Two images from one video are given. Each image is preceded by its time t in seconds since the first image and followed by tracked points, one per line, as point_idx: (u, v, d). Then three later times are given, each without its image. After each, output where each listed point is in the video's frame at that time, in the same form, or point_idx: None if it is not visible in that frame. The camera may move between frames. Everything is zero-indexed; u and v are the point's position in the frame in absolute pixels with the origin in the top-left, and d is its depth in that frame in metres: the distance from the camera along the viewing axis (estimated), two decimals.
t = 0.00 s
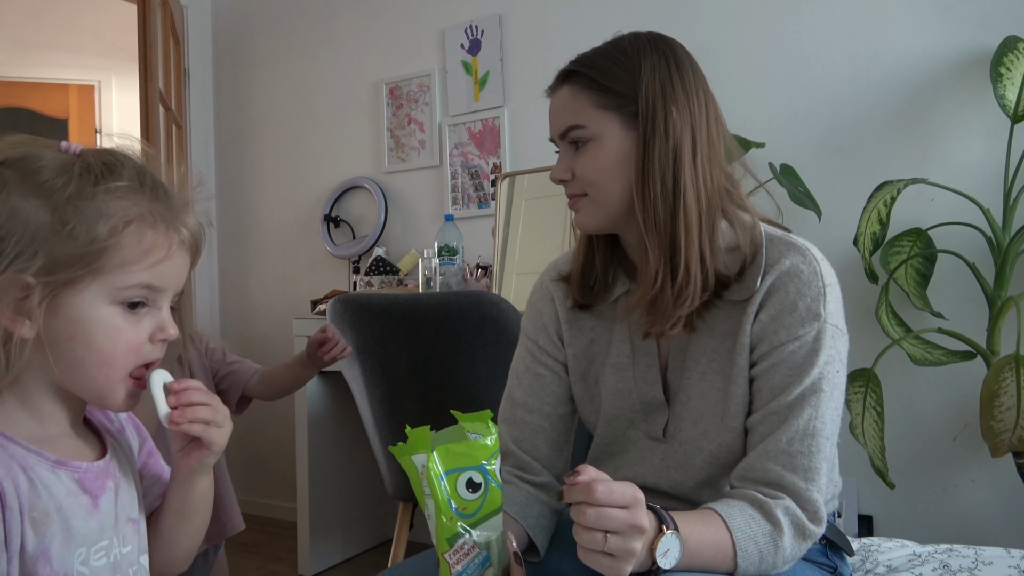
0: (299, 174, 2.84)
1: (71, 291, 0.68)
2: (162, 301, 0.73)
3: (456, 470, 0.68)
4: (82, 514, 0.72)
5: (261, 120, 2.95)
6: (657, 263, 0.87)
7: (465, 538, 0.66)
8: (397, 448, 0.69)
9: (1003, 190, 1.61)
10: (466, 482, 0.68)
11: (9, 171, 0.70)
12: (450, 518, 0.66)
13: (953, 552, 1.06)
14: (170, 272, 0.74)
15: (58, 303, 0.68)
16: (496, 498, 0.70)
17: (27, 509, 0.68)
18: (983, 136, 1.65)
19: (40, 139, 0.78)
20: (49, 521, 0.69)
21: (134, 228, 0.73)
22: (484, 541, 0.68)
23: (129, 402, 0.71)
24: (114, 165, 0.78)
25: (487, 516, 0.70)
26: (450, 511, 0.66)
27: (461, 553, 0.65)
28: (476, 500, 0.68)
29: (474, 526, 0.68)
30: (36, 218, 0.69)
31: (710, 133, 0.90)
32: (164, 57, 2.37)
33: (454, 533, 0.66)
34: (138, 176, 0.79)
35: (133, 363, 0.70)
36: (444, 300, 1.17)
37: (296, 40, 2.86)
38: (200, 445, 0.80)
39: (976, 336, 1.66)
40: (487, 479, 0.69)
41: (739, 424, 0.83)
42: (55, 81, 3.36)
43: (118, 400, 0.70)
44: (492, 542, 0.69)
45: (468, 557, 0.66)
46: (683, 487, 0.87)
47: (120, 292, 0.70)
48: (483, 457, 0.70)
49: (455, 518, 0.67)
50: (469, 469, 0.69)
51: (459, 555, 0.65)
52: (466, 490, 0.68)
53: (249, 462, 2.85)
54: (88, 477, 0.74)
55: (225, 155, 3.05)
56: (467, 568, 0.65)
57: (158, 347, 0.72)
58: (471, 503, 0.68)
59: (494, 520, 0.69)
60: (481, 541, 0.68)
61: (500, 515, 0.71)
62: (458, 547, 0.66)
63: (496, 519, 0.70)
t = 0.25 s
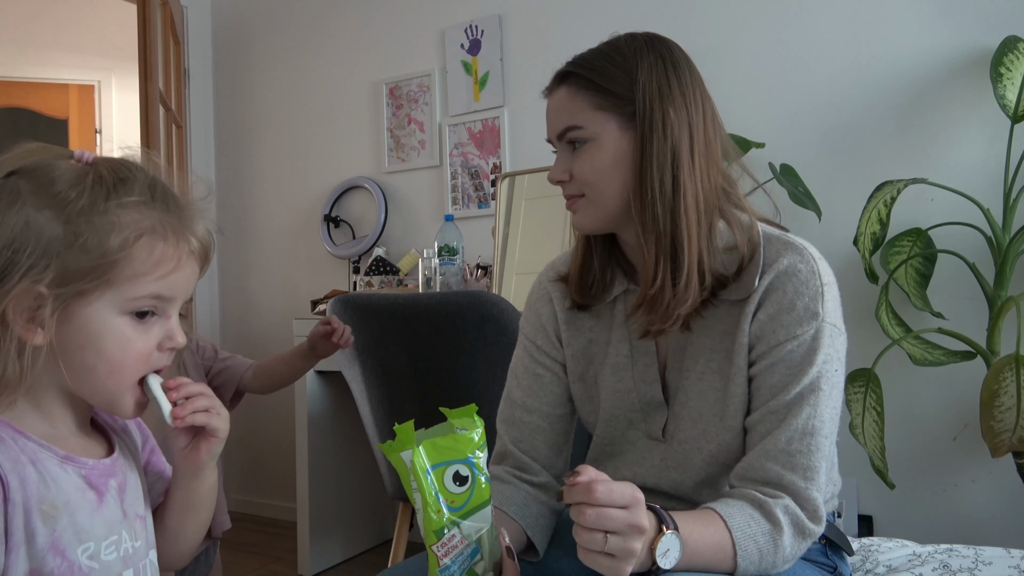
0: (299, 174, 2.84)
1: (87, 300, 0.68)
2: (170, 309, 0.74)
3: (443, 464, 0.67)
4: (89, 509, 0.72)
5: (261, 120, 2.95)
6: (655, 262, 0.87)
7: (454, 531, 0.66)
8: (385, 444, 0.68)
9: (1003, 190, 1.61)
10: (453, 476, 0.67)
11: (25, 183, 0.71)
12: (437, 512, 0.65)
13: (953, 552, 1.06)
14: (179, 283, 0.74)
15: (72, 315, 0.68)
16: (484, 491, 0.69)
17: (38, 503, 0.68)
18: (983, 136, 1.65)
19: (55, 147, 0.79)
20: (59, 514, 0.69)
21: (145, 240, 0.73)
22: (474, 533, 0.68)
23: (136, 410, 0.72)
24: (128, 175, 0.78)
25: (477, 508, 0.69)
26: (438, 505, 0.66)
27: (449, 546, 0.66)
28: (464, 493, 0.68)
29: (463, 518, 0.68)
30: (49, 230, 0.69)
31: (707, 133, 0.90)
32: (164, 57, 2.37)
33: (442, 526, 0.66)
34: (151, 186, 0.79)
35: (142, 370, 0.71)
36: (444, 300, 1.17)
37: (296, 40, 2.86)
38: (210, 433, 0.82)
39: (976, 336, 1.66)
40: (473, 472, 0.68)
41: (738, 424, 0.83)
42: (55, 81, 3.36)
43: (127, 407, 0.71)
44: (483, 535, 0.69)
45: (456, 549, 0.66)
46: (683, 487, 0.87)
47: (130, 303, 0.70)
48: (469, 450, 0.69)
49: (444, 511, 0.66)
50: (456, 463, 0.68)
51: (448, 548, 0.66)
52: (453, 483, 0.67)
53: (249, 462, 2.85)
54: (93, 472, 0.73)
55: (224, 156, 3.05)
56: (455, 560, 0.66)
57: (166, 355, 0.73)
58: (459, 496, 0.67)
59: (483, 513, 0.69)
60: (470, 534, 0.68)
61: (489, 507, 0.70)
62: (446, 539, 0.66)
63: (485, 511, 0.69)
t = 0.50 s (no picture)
0: (299, 174, 2.84)
1: (103, 314, 0.69)
2: (179, 319, 0.75)
3: (447, 464, 0.67)
4: (99, 509, 0.72)
5: (261, 120, 2.95)
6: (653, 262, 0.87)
7: (456, 531, 0.66)
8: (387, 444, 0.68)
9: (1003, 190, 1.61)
10: (457, 477, 0.67)
11: (39, 192, 0.70)
12: (440, 512, 0.65)
13: (953, 552, 1.06)
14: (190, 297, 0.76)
15: (89, 331, 0.69)
16: (486, 492, 0.69)
17: (53, 503, 0.68)
18: (983, 136, 1.65)
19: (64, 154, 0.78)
20: (73, 514, 0.69)
21: (162, 255, 0.74)
22: (476, 533, 0.68)
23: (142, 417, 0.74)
24: (143, 188, 0.78)
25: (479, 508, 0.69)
26: (440, 504, 0.66)
27: (452, 546, 0.66)
28: (467, 493, 0.68)
29: (466, 518, 0.68)
30: (68, 244, 0.69)
31: (706, 133, 0.90)
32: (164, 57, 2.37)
33: (445, 526, 0.66)
34: (165, 200, 0.80)
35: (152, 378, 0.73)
36: (444, 300, 1.17)
37: (296, 40, 2.86)
38: (212, 429, 0.83)
39: (976, 336, 1.66)
40: (477, 472, 0.68)
41: (737, 423, 0.83)
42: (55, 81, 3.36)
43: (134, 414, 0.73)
44: (484, 536, 0.69)
45: (457, 548, 0.66)
46: (683, 487, 0.87)
47: (144, 317, 0.71)
48: (473, 450, 0.69)
49: (446, 511, 0.66)
50: (459, 463, 0.68)
51: (450, 547, 0.66)
52: (457, 483, 0.67)
53: (249, 462, 2.85)
54: (101, 474, 0.74)
55: (225, 156, 3.05)
56: (457, 560, 0.66)
57: (172, 363, 0.75)
58: (462, 496, 0.67)
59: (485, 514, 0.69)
60: (472, 534, 0.68)
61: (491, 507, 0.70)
62: (448, 539, 0.66)
63: (487, 511, 0.69)
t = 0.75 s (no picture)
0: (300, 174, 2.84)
1: (140, 324, 0.72)
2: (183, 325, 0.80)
3: (409, 444, 0.64)
4: (107, 513, 0.75)
5: (260, 120, 2.95)
6: (657, 262, 0.87)
7: (429, 506, 0.63)
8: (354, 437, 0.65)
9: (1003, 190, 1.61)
10: (421, 456, 0.64)
11: (62, 203, 0.69)
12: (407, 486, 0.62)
13: (953, 552, 1.06)
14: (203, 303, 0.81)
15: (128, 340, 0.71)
16: (455, 465, 0.66)
17: (69, 509, 0.70)
18: (983, 136, 1.65)
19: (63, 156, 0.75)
20: (85, 520, 0.72)
21: (190, 268, 0.77)
22: (451, 506, 0.64)
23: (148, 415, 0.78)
24: (156, 194, 0.78)
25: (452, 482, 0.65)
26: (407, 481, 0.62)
27: (425, 519, 0.62)
28: (435, 470, 0.64)
29: (438, 493, 0.64)
30: (115, 262, 0.70)
31: (707, 132, 0.91)
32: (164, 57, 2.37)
33: (417, 501, 0.62)
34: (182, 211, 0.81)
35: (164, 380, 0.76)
36: (443, 299, 1.16)
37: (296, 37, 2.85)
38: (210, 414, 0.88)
39: (977, 336, 1.66)
40: (442, 448, 0.65)
41: (736, 423, 0.83)
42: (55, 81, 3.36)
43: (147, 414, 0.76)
44: (460, 508, 0.65)
45: (431, 522, 0.62)
46: (682, 487, 0.87)
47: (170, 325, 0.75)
48: (436, 427, 0.65)
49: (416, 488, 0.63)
50: (422, 441, 0.64)
51: (424, 521, 0.62)
52: (423, 461, 0.64)
53: (249, 462, 2.85)
54: (106, 482, 0.76)
55: (225, 156, 3.05)
56: (432, 532, 0.62)
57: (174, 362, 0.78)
58: (430, 473, 0.64)
59: (458, 488, 0.65)
60: (446, 506, 0.64)
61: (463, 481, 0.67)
62: (421, 514, 0.62)
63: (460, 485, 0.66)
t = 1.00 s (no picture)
0: (300, 174, 2.84)
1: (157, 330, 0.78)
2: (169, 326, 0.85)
3: (353, 423, 0.71)
4: (117, 523, 0.79)
5: (260, 120, 2.95)
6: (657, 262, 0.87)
7: (374, 465, 0.68)
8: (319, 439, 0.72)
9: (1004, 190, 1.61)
10: (365, 428, 0.70)
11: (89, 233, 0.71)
12: (349, 452, 0.68)
13: (953, 552, 1.06)
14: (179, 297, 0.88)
15: (130, 371, 0.72)
16: (402, 434, 0.71)
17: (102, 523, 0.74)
18: (983, 136, 1.65)
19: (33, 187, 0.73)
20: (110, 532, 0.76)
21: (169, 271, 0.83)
22: (396, 464, 0.68)
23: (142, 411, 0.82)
24: (130, 224, 0.78)
25: (399, 447, 0.70)
26: (350, 448, 0.68)
27: (369, 473, 0.66)
28: (379, 439, 0.70)
29: (384, 457, 0.68)
30: (141, 281, 0.74)
31: (703, 131, 0.91)
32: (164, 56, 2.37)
33: (359, 463, 0.67)
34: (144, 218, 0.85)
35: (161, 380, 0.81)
36: (443, 300, 1.16)
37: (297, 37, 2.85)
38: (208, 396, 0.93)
39: (977, 336, 1.65)
40: (387, 422, 0.72)
41: (734, 422, 0.83)
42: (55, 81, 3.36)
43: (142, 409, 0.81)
44: (407, 465, 0.69)
45: (375, 475, 0.67)
46: (681, 487, 0.87)
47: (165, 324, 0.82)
48: (379, 406, 0.73)
49: (359, 454, 0.68)
50: (368, 417, 0.71)
51: (367, 475, 0.66)
52: (368, 434, 0.70)
53: (249, 462, 2.85)
54: (112, 497, 0.80)
55: (225, 156, 3.05)
56: (376, 483, 0.66)
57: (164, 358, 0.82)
58: (374, 442, 0.70)
59: (404, 450, 0.70)
60: (391, 463, 0.68)
61: (413, 447, 0.71)
62: (366, 471, 0.67)
63: (407, 449, 0.70)
